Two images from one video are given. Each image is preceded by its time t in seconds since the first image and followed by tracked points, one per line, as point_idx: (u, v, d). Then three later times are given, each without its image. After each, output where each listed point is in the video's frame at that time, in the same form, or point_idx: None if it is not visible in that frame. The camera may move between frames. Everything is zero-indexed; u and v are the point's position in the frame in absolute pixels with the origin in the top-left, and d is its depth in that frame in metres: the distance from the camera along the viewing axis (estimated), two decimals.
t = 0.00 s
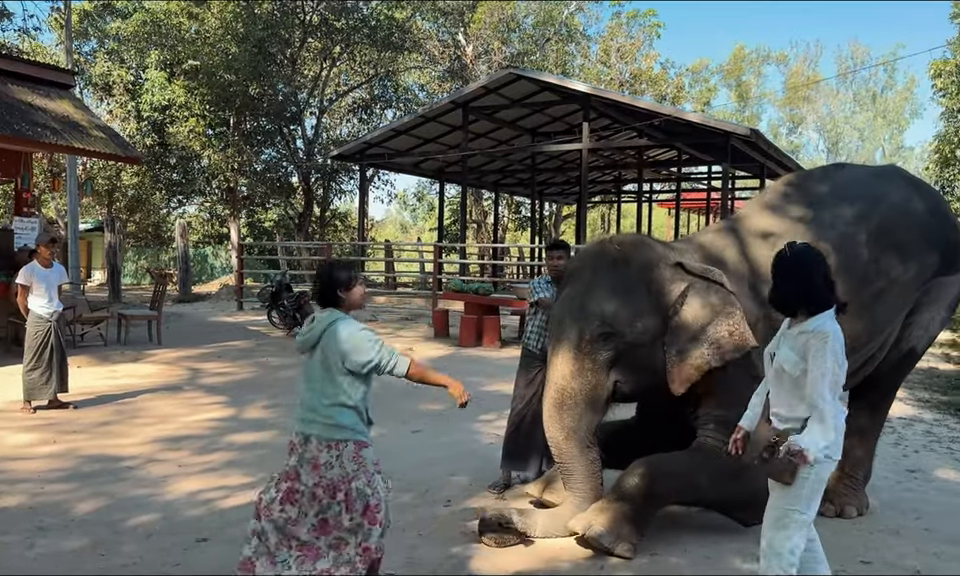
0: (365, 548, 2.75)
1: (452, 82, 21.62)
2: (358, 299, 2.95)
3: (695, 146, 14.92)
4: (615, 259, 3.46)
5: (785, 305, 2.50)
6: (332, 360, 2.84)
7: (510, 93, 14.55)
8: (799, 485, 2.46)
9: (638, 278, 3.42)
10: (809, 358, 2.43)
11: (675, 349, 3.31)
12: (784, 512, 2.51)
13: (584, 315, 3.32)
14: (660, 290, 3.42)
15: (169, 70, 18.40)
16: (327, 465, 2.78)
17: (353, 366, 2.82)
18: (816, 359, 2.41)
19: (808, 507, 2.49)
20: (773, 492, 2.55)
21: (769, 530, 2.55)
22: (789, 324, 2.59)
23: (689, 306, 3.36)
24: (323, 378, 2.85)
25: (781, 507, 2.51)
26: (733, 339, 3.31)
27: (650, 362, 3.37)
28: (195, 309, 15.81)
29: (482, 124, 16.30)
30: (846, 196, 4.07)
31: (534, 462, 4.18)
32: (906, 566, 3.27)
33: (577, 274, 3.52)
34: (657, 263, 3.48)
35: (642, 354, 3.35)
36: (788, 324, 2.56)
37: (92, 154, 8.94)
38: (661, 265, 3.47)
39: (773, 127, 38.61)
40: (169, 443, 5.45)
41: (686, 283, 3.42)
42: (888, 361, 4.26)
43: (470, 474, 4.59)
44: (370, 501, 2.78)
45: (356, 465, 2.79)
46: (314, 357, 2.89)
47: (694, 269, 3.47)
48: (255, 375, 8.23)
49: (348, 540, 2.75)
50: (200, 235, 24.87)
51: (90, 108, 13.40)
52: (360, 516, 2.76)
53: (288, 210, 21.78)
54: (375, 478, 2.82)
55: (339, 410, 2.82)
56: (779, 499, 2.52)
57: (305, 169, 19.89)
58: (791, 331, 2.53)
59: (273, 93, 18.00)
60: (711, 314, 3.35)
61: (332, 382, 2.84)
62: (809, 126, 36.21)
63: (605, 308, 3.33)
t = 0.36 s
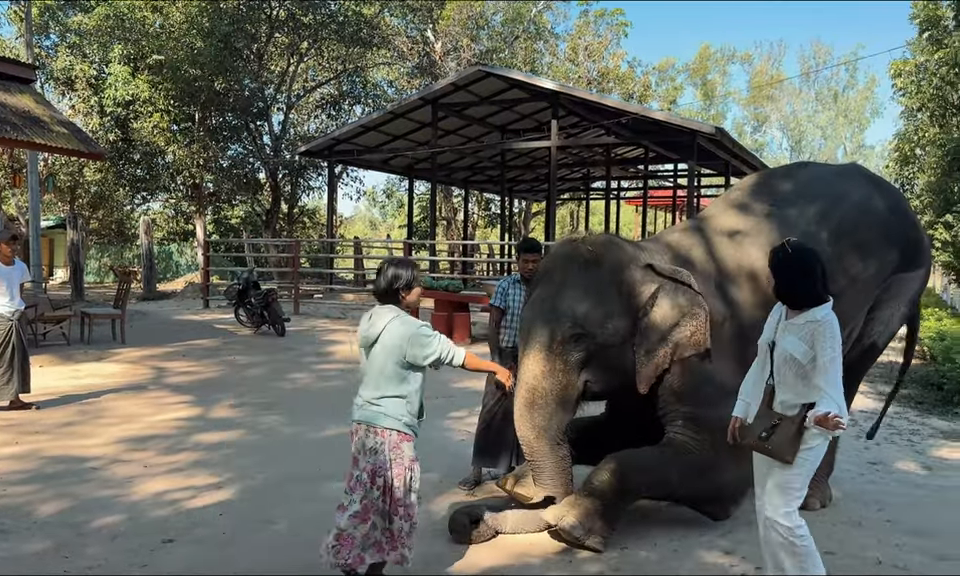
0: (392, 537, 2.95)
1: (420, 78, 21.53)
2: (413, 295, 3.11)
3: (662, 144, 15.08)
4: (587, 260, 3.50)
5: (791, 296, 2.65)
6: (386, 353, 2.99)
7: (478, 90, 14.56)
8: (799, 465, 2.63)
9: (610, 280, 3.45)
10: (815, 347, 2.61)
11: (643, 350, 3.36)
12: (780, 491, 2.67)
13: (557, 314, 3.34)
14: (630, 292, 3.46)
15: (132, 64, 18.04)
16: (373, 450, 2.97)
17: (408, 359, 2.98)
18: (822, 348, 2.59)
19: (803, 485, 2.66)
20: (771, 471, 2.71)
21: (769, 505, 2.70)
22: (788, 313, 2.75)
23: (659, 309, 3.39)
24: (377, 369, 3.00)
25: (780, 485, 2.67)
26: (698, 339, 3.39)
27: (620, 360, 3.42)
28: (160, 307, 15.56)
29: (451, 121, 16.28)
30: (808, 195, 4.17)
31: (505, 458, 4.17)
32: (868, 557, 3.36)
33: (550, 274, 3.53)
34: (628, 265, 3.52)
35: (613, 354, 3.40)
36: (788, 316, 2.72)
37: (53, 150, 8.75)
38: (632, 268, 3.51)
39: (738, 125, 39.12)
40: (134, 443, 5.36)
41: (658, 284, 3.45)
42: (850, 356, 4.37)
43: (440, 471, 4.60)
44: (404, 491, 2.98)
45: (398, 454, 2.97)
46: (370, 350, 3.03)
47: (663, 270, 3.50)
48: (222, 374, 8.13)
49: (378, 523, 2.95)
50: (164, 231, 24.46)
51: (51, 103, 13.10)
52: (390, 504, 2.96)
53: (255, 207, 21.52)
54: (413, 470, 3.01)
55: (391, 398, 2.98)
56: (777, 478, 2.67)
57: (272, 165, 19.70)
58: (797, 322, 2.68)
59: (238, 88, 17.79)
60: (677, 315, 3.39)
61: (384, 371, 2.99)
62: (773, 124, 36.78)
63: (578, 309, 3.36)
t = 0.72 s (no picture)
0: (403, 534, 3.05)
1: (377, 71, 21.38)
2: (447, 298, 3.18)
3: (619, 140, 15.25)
4: (545, 257, 3.52)
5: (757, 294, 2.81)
6: (409, 355, 3.12)
7: (436, 84, 14.52)
8: (795, 451, 2.78)
9: (568, 279, 3.48)
10: (789, 338, 2.76)
11: (601, 347, 3.38)
12: (781, 477, 2.82)
13: (516, 311, 3.33)
14: (588, 291, 3.50)
15: (80, 54, 17.48)
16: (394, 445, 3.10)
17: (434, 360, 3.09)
18: (794, 339, 2.75)
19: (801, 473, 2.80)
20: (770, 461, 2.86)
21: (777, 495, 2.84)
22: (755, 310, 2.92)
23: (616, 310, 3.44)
24: (403, 368, 3.13)
25: (781, 473, 2.81)
26: (655, 339, 3.44)
27: (578, 358, 3.44)
28: (109, 303, 15.15)
29: (409, 115, 16.19)
30: (761, 193, 4.24)
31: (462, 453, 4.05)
32: (817, 546, 3.44)
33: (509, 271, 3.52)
34: (585, 264, 3.56)
35: (572, 352, 3.42)
36: (757, 311, 2.88)
37: None
38: (590, 266, 3.56)
39: (692, 122, 39.73)
40: (82, 442, 5.22)
41: (616, 283, 3.51)
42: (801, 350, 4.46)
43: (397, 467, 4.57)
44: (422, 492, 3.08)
45: (418, 456, 3.06)
46: (400, 346, 3.16)
47: (621, 268, 3.58)
48: (174, 371, 7.96)
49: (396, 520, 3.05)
50: (114, 226, 23.81)
51: None
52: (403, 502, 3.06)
53: (208, 200, 21.13)
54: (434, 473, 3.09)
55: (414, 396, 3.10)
56: (778, 468, 2.81)
57: (226, 159, 19.39)
58: (765, 316, 2.84)
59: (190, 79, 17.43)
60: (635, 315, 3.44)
61: (410, 369, 3.11)
62: (727, 122, 37.41)
63: (536, 305, 3.37)
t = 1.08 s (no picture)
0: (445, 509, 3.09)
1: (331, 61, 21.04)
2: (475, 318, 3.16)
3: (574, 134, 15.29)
4: (503, 251, 3.47)
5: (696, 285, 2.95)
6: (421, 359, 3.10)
7: (391, 74, 14.36)
8: (731, 430, 2.95)
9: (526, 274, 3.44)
10: (727, 325, 2.92)
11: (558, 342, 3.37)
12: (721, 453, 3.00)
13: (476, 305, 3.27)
14: (545, 287, 3.47)
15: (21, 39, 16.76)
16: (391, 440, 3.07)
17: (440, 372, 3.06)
18: (732, 325, 2.91)
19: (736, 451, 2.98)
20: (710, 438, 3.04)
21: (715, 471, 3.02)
22: (693, 300, 3.07)
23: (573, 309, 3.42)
24: (413, 366, 3.10)
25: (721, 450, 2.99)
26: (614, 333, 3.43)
27: (534, 353, 3.40)
28: (53, 297, 14.63)
29: (363, 106, 15.99)
30: (712, 189, 4.26)
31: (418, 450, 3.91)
32: (765, 535, 3.48)
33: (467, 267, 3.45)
34: (542, 258, 3.53)
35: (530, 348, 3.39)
36: (695, 301, 3.04)
37: None
38: (546, 262, 3.53)
39: (647, 117, 40.11)
40: (23, 439, 5.01)
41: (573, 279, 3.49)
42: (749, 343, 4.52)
43: (350, 461, 4.49)
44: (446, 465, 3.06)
45: (421, 440, 3.04)
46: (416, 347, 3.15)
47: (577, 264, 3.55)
48: (121, 366, 7.72)
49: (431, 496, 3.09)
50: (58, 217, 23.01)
51: None
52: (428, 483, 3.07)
53: (157, 190, 20.57)
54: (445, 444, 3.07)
55: (412, 400, 3.08)
56: (717, 447, 2.98)
57: (175, 148, 18.92)
58: (705, 306, 3.00)
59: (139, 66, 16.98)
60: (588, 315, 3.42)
61: (415, 370, 3.09)
62: (680, 117, 37.86)
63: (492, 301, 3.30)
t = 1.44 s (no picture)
0: (433, 519, 3.08)
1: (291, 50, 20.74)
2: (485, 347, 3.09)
3: (537, 127, 15.33)
4: (472, 248, 3.43)
5: (652, 272, 3.12)
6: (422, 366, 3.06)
7: (352, 65, 14.22)
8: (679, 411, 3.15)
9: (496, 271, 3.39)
10: (679, 310, 3.11)
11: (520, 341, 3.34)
12: (669, 432, 3.17)
13: (446, 299, 3.21)
14: (514, 284, 3.42)
15: None
16: (391, 440, 3.06)
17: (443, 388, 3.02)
18: (684, 311, 3.11)
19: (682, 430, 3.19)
20: (657, 419, 3.20)
21: (662, 448, 3.19)
22: (645, 289, 3.24)
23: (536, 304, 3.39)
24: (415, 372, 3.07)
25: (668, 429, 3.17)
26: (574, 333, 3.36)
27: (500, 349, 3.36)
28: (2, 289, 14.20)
29: (324, 96, 15.80)
30: (673, 185, 4.29)
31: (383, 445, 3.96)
32: (724, 525, 3.53)
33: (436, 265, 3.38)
34: (510, 254, 3.47)
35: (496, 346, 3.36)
36: (648, 290, 3.21)
37: None
38: (515, 257, 3.46)
39: (608, 111, 40.38)
40: None
41: (538, 274, 3.42)
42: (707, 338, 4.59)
43: (311, 456, 4.43)
44: (442, 474, 3.08)
45: (422, 445, 3.05)
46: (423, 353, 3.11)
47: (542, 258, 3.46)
48: (74, 360, 7.52)
49: (416, 506, 3.07)
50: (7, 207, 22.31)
51: None
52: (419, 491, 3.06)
53: (110, 180, 20.05)
54: (445, 450, 3.10)
55: (416, 406, 3.08)
56: (663, 425, 3.18)
57: (131, 137, 18.51)
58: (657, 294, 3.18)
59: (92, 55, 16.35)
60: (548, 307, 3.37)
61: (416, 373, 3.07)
62: (641, 112, 38.18)
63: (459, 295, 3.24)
